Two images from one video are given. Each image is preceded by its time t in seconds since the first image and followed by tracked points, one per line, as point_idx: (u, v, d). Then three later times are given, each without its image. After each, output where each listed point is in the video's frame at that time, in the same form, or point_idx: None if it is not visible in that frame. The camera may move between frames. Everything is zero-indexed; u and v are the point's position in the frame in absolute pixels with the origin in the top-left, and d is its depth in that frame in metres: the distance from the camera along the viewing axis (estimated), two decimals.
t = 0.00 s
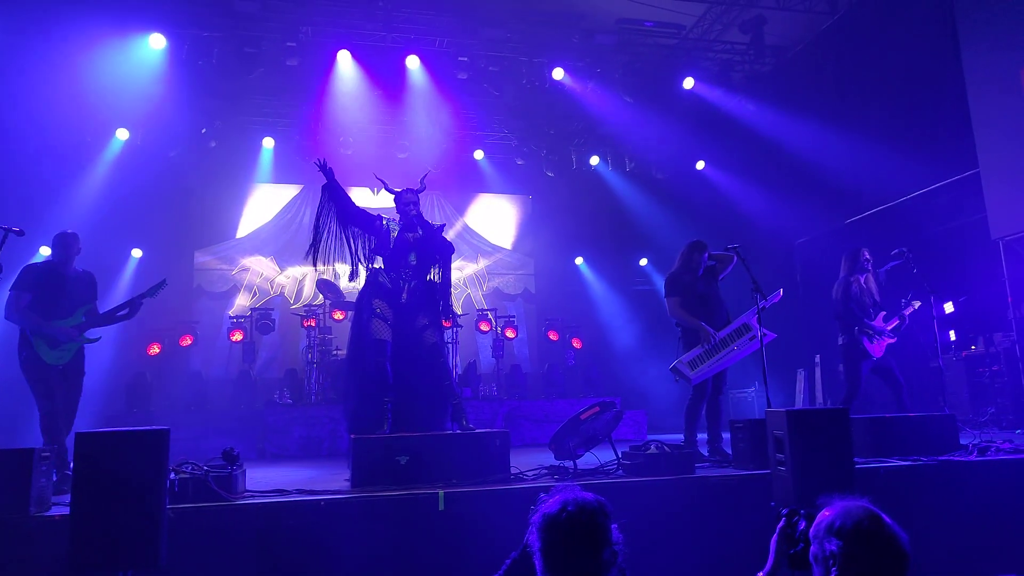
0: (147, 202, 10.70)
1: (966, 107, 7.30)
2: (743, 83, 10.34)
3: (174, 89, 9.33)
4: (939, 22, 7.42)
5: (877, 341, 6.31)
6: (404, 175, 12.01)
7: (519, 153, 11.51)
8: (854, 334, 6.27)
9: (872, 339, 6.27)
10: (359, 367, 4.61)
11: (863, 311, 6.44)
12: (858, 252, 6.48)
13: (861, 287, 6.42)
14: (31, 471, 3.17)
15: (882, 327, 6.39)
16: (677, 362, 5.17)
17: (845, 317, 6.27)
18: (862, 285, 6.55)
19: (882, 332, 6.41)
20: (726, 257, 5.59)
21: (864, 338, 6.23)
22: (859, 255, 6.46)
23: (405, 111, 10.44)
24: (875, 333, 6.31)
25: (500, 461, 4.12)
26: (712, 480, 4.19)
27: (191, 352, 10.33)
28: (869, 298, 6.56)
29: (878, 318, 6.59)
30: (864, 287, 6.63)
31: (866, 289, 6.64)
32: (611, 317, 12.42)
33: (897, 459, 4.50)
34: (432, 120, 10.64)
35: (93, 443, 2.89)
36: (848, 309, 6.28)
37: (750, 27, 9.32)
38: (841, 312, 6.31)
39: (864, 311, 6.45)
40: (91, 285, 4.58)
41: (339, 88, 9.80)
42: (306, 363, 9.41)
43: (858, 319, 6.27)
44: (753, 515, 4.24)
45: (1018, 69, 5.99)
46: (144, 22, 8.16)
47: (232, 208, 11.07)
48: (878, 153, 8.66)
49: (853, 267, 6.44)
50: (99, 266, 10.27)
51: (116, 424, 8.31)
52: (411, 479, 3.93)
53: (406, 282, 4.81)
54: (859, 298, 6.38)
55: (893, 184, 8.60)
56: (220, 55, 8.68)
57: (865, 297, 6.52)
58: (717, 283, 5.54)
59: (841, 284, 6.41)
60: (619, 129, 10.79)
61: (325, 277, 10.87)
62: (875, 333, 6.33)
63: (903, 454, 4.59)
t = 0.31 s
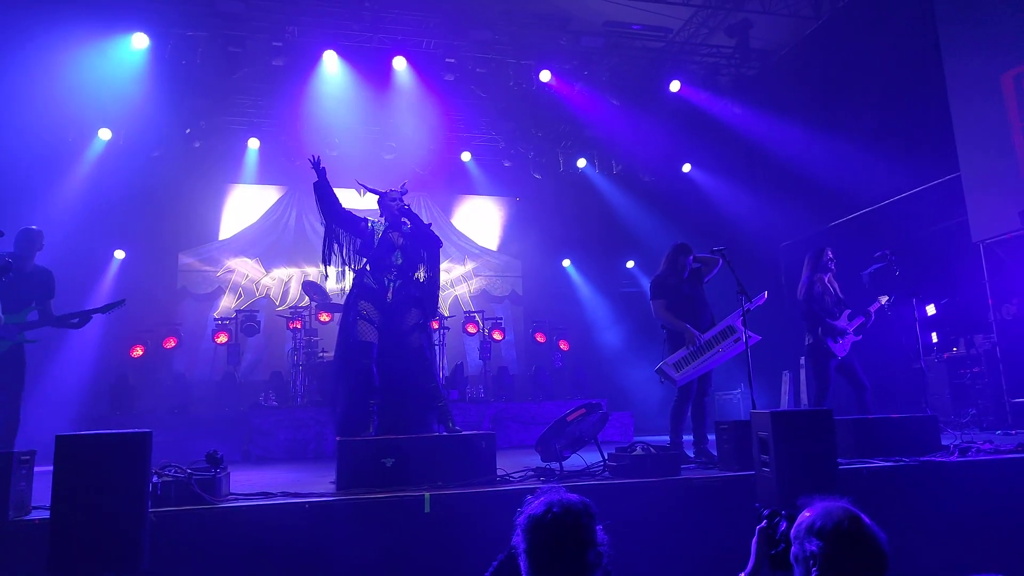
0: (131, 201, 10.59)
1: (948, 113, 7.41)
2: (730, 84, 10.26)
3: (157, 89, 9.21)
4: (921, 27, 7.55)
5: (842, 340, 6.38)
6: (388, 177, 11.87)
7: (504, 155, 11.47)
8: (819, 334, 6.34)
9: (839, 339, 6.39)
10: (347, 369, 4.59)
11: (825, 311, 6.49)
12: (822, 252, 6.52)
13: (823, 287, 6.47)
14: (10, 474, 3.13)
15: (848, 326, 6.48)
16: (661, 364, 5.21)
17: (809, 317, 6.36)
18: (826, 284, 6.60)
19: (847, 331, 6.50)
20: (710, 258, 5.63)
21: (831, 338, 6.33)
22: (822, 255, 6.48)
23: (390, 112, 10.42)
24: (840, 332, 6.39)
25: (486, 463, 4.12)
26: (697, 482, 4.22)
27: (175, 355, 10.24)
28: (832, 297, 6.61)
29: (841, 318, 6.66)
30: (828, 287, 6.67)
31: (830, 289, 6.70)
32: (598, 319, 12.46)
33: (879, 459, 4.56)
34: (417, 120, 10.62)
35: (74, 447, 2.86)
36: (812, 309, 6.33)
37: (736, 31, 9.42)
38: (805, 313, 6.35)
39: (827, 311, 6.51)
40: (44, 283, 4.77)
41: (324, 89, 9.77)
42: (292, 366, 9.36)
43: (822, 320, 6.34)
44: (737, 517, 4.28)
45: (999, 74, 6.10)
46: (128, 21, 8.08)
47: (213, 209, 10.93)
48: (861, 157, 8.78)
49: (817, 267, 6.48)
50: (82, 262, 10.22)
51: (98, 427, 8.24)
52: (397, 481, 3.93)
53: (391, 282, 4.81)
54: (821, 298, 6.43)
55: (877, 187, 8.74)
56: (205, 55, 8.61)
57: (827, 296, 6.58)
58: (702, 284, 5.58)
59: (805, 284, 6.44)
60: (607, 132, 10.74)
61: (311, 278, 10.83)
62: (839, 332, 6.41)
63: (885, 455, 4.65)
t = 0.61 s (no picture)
0: (128, 205, 10.60)
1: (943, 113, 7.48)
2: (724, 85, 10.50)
3: (151, 94, 9.16)
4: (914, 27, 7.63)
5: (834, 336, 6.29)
6: (384, 180, 11.99)
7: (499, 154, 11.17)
8: (808, 331, 6.31)
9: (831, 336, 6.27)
10: (344, 372, 4.62)
11: (816, 308, 6.41)
12: (810, 249, 6.45)
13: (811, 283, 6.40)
14: (9, 480, 3.14)
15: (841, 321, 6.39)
16: (656, 364, 5.23)
17: (794, 314, 6.37)
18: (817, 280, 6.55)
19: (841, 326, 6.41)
20: (704, 258, 5.66)
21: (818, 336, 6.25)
22: (808, 252, 6.42)
23: (386, 114, 10.42)
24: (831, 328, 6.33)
25: (483, 464, 4.15)
26: (693, 482, 4.25)
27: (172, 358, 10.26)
28: (826, 294, 6.46)
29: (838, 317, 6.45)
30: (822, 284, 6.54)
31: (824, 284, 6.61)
32: (595, 320, 12.48)
33: (876, 458, 4.60)
34: (412, 121, 10.61)
35: (73, 451, 2.88)
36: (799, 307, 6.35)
37: (730, 31, 9.57)
38: (791, 310, 6.38)
39: (818, 308, 6.41)
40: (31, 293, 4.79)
41: (319, 91, 9.78)
42: (289, 369, 9.35)
43: (809, 317, 6.34)
44: (733, 517, 4.31)
45: (993, 74, 6.17)
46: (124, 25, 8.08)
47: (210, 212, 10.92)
48: (855, 157, 8.84)
49: (804, 263, 6.44)
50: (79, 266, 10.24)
51: (95, 430, 8.24)
52: (395, 483, 3.95)
53: (387, 283, 4.84)
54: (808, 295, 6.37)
55: (871, 187, 8.80)
56: (200, 58, 8.59)
57: (819, 293, 6.45)
58: (697, 284, 5.61)
59: (791, 282, 6.45)
60: (602, 133, 10.78)
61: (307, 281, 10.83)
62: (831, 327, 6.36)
63: (882, 454, 4.68)
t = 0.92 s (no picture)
0: (130, 207, 10.66)
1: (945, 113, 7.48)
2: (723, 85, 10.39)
3: (151, 98, 9.18)
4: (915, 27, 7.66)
5: (840, 341, 6.23)
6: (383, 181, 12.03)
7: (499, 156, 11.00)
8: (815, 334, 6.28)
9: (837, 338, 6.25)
10: (346, 374, 4.64)
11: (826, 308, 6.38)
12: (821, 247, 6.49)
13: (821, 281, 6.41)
14: (14, 482, 3.16)
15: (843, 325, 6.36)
16: (657, 366, 5.24)
17: (802, 312, 6.36)
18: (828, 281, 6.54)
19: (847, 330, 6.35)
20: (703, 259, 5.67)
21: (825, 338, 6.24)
22: (819, 249, 6.46)
23: (386, 116, 10.42)
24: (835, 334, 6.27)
25: (485, 465, 4.15)
26: (695, 483, 4.26)
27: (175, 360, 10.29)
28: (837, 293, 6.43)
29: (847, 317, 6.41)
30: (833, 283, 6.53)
31: (836, 284, 6.58)
32: (596, 321, 12.47)
33: (879, 459, 4.60)
34: (412, 122, 10.61)
35: (78, 452, 2.89)
36: (807, 307, 6.33)
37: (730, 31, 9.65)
38: (798, 310, 6.38)
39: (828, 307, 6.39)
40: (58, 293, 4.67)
41: (317, 93, 9.76)
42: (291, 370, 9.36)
43: (816, 319, 6.32)
44: (736, 518, 4.32)
45: (997, 74, 6.17)
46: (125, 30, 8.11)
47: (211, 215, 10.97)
48: (856, 158, 8.85)
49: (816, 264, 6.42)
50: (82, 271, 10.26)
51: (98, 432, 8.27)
52: (397, 485, 3.97)
53: (387, 285, 4.85)
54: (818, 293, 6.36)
55: (872, 187, 8.82)
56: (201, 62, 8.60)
57: (830, 292, 6.44)
58: (697, 285, 5.62)
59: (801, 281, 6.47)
60: (602, 135, 10.79)
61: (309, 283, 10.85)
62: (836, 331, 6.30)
63: (885, 455, 4.69)
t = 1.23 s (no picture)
0: (138, 207, 10.71)
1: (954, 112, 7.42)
2: (732, 84, 10.44)
3: (159, 98, 9.23)
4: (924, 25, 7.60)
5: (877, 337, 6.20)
6: (391, 181, 12.03)
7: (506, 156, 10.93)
8: (850, 330, 6.26)
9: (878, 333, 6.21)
10: (353, 372, 4.65)
11: (862, 302, 6.33)
12: (852, 243, 6.51)
13: (854, 278, 6.41)
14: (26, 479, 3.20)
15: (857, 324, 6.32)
16: (665, 366, 5.27)
17: (836, 311, 6.36)
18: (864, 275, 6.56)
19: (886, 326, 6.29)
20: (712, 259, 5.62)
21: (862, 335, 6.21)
22: (851, 245, 6.47)
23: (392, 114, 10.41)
24: (873, 329, 6.23)
25: (491, 464, 4.15)
26: (701, 482, 4.26)
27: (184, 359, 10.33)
28: (874, 288, 6.40)
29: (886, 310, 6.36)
30: (868, 278, 6.50)
31: (872, 279, 6.54)
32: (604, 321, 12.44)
33: (887, 460, 4.57)
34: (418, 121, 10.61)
35: (87, 450, 2.92)
36: (840, 302, 6.33)
37: (739, 29, 9.64)
38: (833, 305, 6.38)
39: (867, 302, 6.33)
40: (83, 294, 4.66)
41: (323, 92, 9.74)
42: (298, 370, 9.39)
43: (851, 315, 6.31)
44: (743, 517, 4.31)
45: (1007, 71, 6.11)
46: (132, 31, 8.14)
47: (219, 215, 11.03)
48: (865, 157, 8.80)
49: (846, 259, 6.50)
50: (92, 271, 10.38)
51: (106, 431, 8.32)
52: (402, 483, 3.98)
53: (394, 284, 4.86)
54: (854, 289, 6.36)
55: (881, 187, 8.77)
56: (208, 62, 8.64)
57: (866, 287, 6.41)
58: (705, 285, 5.60)
59: (834, 278, 6.47)
60: (608, 135, 10.79)
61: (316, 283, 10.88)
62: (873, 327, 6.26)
63: (892, 456, 4.66)
